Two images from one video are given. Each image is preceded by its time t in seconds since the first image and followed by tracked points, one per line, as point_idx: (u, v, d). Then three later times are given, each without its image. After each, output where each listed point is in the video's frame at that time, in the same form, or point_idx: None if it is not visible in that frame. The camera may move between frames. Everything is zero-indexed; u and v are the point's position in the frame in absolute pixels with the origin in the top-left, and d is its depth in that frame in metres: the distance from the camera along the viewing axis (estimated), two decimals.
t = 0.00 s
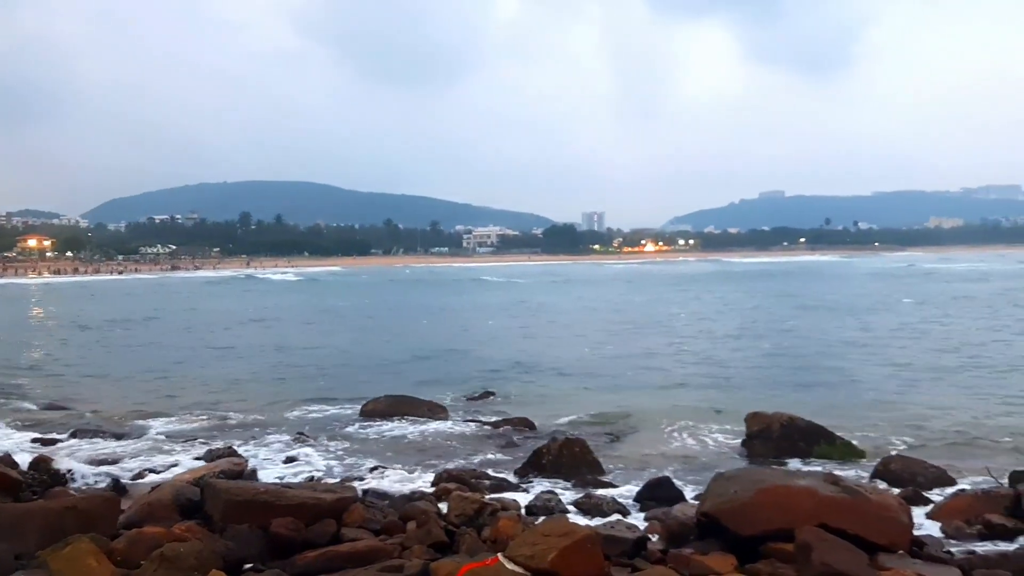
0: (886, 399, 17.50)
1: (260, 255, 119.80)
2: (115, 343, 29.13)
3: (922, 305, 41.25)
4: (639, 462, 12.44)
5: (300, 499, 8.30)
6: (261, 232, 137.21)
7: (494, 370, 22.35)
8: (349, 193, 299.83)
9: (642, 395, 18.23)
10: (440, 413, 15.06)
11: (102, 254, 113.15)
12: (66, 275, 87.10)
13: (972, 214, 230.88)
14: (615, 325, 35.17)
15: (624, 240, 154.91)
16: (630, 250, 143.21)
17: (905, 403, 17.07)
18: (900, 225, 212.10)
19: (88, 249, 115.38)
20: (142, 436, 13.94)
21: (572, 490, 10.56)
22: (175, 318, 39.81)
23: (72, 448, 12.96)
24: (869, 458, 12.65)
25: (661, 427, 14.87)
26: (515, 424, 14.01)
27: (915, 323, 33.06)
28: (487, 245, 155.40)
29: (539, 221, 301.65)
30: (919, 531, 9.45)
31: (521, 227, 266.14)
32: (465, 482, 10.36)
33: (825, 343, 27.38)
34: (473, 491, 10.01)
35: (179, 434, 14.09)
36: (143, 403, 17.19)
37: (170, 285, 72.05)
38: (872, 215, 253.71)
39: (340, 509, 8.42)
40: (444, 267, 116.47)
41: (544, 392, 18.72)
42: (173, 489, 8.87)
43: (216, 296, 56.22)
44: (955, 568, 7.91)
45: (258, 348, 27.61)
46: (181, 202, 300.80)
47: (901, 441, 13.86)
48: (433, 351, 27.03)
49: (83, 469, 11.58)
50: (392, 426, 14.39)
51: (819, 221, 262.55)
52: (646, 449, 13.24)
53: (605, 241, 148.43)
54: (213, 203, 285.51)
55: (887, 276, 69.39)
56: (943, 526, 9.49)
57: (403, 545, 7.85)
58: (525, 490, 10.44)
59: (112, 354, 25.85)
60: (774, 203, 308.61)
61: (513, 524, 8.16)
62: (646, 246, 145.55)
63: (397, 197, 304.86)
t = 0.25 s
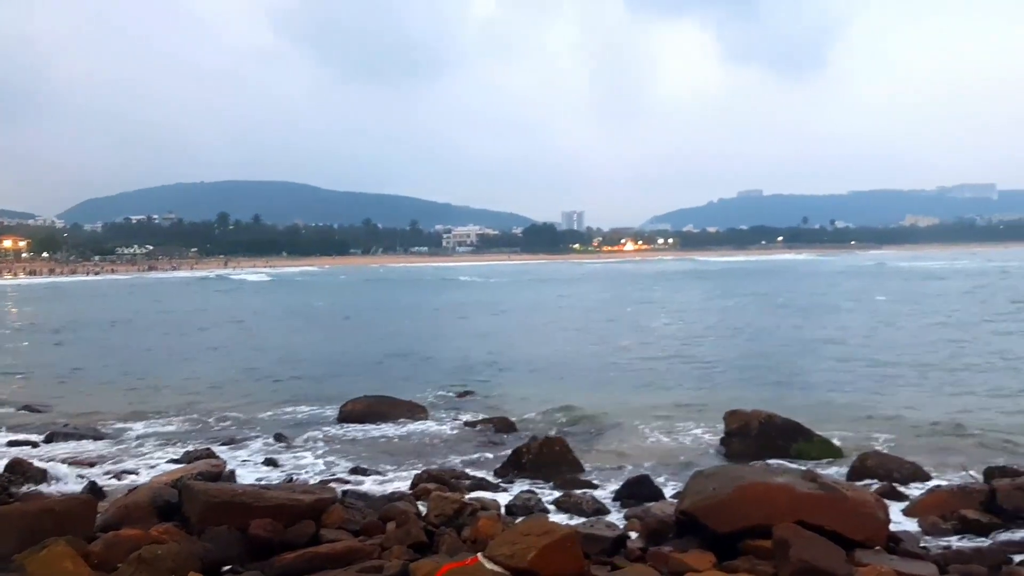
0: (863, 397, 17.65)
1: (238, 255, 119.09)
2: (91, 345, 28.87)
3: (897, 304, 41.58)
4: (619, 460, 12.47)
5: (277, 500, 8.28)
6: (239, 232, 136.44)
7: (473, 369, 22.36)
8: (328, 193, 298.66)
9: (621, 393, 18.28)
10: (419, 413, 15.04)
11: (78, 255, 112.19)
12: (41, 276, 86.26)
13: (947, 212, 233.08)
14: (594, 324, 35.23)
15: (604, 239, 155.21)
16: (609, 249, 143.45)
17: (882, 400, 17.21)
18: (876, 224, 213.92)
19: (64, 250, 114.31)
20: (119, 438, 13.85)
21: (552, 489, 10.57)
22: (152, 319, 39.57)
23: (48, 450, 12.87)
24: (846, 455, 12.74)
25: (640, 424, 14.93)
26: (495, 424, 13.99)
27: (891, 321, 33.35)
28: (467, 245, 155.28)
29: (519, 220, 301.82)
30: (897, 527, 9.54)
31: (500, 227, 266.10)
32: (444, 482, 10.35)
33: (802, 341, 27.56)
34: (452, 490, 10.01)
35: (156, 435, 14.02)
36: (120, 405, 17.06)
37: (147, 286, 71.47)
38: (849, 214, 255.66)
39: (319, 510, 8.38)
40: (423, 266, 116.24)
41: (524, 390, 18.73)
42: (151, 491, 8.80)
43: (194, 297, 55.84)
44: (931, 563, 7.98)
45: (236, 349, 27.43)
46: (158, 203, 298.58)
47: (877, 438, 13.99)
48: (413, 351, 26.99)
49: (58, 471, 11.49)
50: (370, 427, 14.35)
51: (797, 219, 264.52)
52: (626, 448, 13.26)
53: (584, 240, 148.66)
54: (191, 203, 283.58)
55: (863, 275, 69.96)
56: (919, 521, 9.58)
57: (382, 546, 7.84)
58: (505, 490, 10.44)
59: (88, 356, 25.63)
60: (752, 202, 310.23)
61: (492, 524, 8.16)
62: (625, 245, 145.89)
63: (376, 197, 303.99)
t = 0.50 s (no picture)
0: (832, 395, 17.83)
1: (209, 256, 118.17)
2: (60, 346, 28.55)
3: (867, 303, 42.00)
4: (592, 460, 12.51)
5: (249, 503, 8.24)
6: (211, 232, 135.40)
7: (447, 369, 22.34)
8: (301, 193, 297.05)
9: (594, 393, 18.35)
10: (392, 414, 15.01)
11: (47, 256, 110.86)
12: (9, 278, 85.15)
13: (915, 213, 236.05)
14: (568, 323, 35.33)
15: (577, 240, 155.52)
16: (583, 249, 143.77)
17: (851, 399, 17.40)
18: (846, 224, 216.19)
19: (32, 251, 112.90)
20: (88, 440, 13.72)
21: (525, 490, 10.59)
22: (122, 320, 39.23)
23: (17, 453, 12.73)
24: (816, 454, 12.86)
25: (613, 424, 14.99)
26: (468, 425, 13.99)
27: (859, 320, 33.68)
28: (441, 245, 155.03)
29: (493, 220, 301.94)
30: (866, 524, 9.64)
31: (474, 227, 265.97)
32: (417, 483, 10.34)
33: (773, 340, 27.79)
34: (425, 492, 10.01)
35: (126, 438, 13.90)
36: (90, 407, 16.90)
37: (117, 287, 70.77)
38: (820, 214, 258.10)
39: (291, 512, 8.36)
40: (397, 267, 115.91)
41: (497, 391, 18.75)
42: (121, 494, 8.73)
43: (165, 298, 55.39)
44: (900, 559, 8.09)
45: (208, 351, 27.23)
46: (128, 203, 295.64)
47: (846, 436, 14.15)
48: (386, 351, 26.94)
49: (27, 474, 11.37)
50: (343, 428, 14.31)
51: (768, 220, 266.37)
52: (600, 447, 13.31)
53: (558, 241, 148.89)
54: (162, 203, 281.09)
55: (833, 275, 70.62)
56: (888, 519, 9.70)
57: (355, 548, 7.82)
58: (478, 491, 10.45)
59: (58, 358, 25.35)
60: (725, 202, 312.23)
61: (465, 525, 8.17)
62: (599, 245, 146.28)
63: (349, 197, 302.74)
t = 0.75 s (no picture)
0: (806, 394, 17.96)
1: (182, 256, 117.22)
2: (30, 347, 28.21)
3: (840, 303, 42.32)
4: (568, 460, 12.52)
5: (222, 504, 8.18)
6: (184, 232, 134.29)
7: (422, 369, 22.29)
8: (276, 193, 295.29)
9: (570, 393, 18.38)
10: (367, 415, 14.96)
11: (16, 256, 109.49)
12: None
13: (887, 214, 238.24)
14: (543, 323, 35.36)
15: (553, 239, 155.64)
16: (559, 249, 143.95)
17: (824, 398, 17.53)
18: (820, 225, 217.88)
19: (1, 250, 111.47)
20: (58, 442, 13.58)
21: (500, 491, 10.59)
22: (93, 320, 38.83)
23: None
24: (789, 452, 12.96)
25: (588, 424, 15.02)
26: (443, 425, 13.97)
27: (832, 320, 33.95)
28: (416, 245, 154.70)
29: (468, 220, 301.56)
30: (837, 523, 9.73)
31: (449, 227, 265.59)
32: (392, 484, 10.32)
33: (747, 340, 27.95)
34: (400, 492, 9.99)
35: (96, 439, 13.77)
36: (60, 409, 16.73)
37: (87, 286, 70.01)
38: (794, 215, 259.63)
39: (264, 513, 8.31)
40: (372, 266, 115.50)
41: (473, 391, 18.74)
42: (92, 496, 8.65)
43: (137, 298, 54.89)
44: (871, 557, 8.17)
45: (182, 351, 27.02)
46: (100, 202, 292.60)
47: (819, 435, 14.26)
48: (361, 351, 26.85)
49: None
50: (317, 428, 14.25)
51: (743, 220, 267.74)
52: (575, 447, 13.32)
53: (534, 240, 148.94)
54: (134, 203, 278.49)
55: (806, 274, 71.16)
56: (859, 517, 9.79)
57: (329, 549, 7.80)
58: (453, 492, 10.44)
59: (27, 359, 25.07)
60: (699, 203, 313.61)
61: (440, 525, 8.17)
62: (574, 245, 146.51)
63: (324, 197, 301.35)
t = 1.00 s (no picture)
0: (787, 394, 18.07)
1: (162, 256, 116.51)
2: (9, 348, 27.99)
3: (821, 303, 42.58)
4: (550, 460, 12.54)
5: (203, 506, 8.15)
6: (165, 232, 133.51)
7: (405, 370, 22.27)
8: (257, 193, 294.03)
9: (552, 393, 18.41)
10: (349, 415, 14.93)
11: None
12: None
13: (866, 215, 239.95)
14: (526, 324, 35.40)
15: (535, 240, 155.74)
16: (541, 250, 144.10)
17: (805, 397, 17.65)
18: (800, 225, 219.34)
19: None
20: (38, 443, 13.49)
21: (482, 491, 10.60)
22: (73, 320, 38.57)
23: None
24: (770, 452, 13.03)
25: (570, 424, 15.05)
26: (425, 426, 13.97)
27: (812, 320, 34.20)
28: (399, 245, 154.48)
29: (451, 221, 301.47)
30: (817, 522, 9.79)
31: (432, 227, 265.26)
32: (374, 485, 10.31)
33: (728, 340, 28.11)
34: (382, 493, 9.98)
35: (76, 440, 13.67)
36: (39, 410, 16.61)
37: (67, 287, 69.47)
38: (775, 216, 261.15)
39: (245, 515, 8.28)
40: (354, 266, 115.23)
41: (456, 391, 18.73)
42: (71, 498, 8.59)
43: (117, 298, 54.59)
44: (851, 556, 8.22)
45: (163, 351, 26.88)
46: (80, 201, 290.39)
47: (800, 434, 14.36)
48: (344, 352, 26.79)
49: None
50: (299, 429, 14.21)
51: (724, 221, 268.72)
52: (557, 448, 13.35)
53: (517, 241, 149.00)
54: (114, 202, 276.58)
55: (786, 275, 71.63)
56: (839, 515, 9.86)
57: (311, 550, 7.78)
58: (435, 492, 10.44)
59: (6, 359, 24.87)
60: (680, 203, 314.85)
61: (422, 526, 8.16)
62: (557, 246, 146.67)
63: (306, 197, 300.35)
